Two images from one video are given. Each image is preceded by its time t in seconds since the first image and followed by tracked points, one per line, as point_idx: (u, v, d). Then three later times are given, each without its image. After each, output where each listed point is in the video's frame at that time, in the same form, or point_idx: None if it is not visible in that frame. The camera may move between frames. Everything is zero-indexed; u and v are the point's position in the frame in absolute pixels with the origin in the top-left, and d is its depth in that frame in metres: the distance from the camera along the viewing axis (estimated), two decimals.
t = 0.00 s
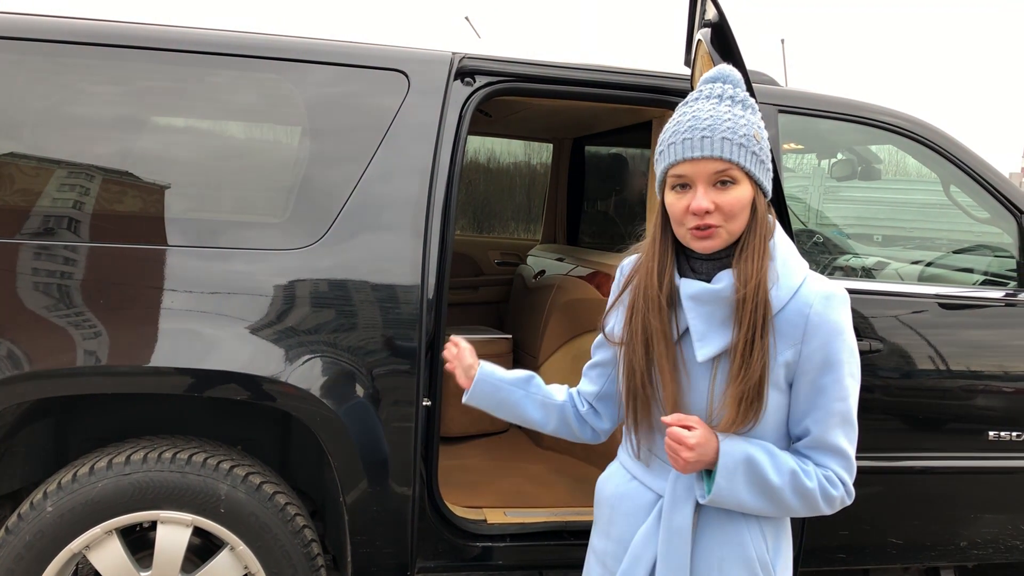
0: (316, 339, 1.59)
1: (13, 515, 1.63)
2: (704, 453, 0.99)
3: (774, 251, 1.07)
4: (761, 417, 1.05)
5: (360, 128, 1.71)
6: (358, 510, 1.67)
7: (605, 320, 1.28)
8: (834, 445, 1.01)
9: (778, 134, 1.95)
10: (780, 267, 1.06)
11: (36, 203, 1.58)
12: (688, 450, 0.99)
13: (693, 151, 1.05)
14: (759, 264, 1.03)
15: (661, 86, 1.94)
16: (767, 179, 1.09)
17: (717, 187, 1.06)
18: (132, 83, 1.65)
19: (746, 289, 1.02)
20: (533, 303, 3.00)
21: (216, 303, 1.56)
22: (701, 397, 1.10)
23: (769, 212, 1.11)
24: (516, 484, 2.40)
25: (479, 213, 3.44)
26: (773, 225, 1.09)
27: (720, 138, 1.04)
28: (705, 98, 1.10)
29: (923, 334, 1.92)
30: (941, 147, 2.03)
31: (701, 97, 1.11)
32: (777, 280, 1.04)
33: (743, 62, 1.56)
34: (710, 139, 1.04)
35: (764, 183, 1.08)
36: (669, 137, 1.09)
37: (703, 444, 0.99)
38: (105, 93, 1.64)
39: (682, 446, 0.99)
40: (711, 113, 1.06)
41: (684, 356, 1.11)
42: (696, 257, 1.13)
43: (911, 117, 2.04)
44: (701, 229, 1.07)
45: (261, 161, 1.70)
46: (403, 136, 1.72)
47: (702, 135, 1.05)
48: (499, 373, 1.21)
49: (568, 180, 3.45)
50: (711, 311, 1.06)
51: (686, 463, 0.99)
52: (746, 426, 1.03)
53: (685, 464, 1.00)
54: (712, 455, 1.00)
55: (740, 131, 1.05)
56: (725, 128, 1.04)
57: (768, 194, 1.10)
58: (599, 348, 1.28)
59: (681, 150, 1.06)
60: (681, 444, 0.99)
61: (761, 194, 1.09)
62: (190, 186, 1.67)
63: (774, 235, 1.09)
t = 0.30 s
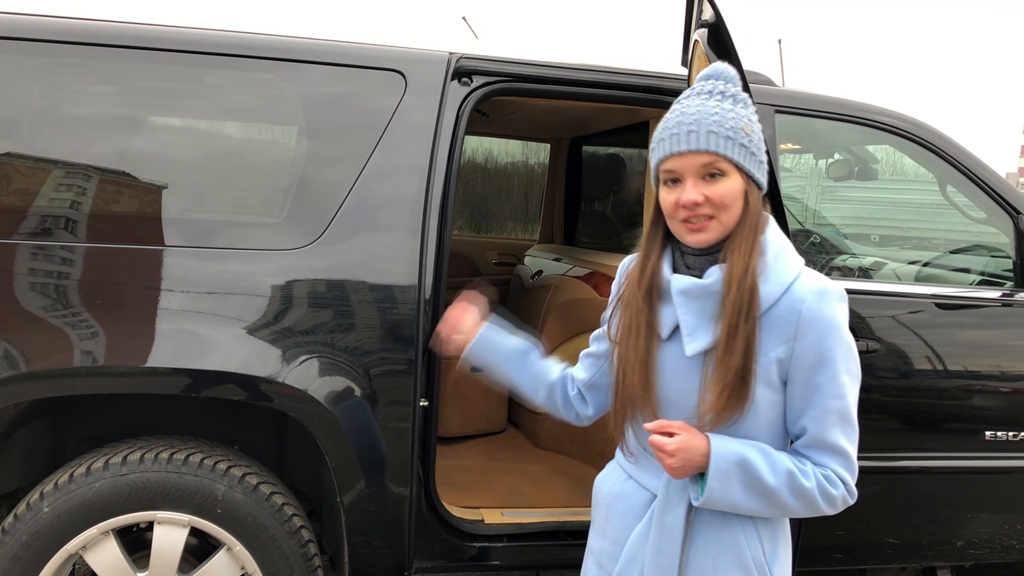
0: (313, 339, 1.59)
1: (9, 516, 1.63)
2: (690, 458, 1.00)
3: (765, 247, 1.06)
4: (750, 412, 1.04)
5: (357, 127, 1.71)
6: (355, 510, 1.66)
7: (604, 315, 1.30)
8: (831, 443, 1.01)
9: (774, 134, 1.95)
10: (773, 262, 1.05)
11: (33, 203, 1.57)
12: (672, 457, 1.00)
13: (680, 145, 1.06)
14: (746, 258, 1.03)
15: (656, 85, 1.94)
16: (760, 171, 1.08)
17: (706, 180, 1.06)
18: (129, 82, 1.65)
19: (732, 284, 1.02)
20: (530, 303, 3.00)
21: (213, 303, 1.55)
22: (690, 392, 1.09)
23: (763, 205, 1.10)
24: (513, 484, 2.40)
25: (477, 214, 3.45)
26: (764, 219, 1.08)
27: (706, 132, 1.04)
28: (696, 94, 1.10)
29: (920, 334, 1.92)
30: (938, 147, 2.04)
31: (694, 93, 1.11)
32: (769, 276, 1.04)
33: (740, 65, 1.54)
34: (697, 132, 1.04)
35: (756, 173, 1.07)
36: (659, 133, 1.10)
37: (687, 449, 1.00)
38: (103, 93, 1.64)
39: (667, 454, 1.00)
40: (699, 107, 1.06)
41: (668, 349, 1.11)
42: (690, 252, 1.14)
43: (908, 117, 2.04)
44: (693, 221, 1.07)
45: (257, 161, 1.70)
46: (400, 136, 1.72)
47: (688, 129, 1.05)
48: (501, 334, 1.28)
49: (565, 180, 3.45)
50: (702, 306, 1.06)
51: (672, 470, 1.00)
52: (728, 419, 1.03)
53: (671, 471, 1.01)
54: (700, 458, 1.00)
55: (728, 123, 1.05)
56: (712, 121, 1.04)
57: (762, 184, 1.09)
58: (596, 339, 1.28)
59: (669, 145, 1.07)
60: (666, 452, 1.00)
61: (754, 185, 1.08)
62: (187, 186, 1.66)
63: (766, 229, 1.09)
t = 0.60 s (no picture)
0: (310, 339, 1.59)
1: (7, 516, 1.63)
2: (678, 459, 1.01)
3: (760, 249, 1.07)
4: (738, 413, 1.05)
5: (354, 127, 1.71)
6: (352, 510, 1.66)
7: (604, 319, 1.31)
8: (822, 446, 1.00)
9: (772, 134, 1.95)
10: (766, 265, 1.05)
11: (30, 204, 1.57)
12: (661, 460, 1.00)
13: (670, 151, 1.06)
14: (737, 260, 1.03)
15: (654, 86, 1.94)
16: (750, 174, 1.09)
17: (697, 184, 1.06)
18: (127, 82, 1.65)
19: (721, 285, 1.03)
20: (528, 303, 3.00)
21: (211, 303, 1.55)
22: (672, 391, 1.09)
23: (755, 209, 1.10)
24: (510, 484, 2.40)
25: (475, 213, 3.45)
26: (757, 222, 1.09)
27: (696, 136, 1.04)
28: (684, 99, 1.10)
29: (917, 334, 1.92)
30: (936, 148, 2.04)
31: (681, 98, 1.11)
32: (762, 278, 1.04)
33: (738, 67, 1.58)
34: (687, 137, 1.04)
35: (746, 177, 1.08)
36: (648, 139, 1.10)
37: (674, 450, 1.01)
38: (100, 93, 1.64)
39: (655, 456, 1.01)
40: (687, 113, 1.07)
41: (655, 351, 1.12)
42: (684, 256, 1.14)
43: (904, 117, 2.05)
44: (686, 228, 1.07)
45: (254, 161, 1.70)
46: (398, 136, 1.72)
47: (678, 135, 1.05)
48: (513, 340, 1.25)
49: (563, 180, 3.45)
50: (695, 307, 1.07)
51: (663, 472, 1.01)
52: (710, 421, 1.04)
53: (661, 473, 1.02)
54: (689, 458, 1.01)
55: (717, 127, 1.05)
56: (701, 126, 1.04)
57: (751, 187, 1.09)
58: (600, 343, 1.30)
59: (660, 152, 1.07)
60: (654, 454, 1.01)
61: (744, 189, 1.09)
62: (185, 186, 1.66)
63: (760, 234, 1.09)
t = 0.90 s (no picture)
0: (309, 339, 1.59)
1: (4, 516, 1.63)
2: (681, 456, 1.00)
3: (763, 249, 1.07)
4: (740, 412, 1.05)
5: (352, 127, 1.71)
6: (350, 510, 1.66)
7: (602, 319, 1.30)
8: (823, 445, 1.01)
9: (770, 134, 1.95)
10: (769, 265, 1.06)
11: (27, 204, 1.57)
12: (664, 457, 1.00)
13: (675, 152, 1.06)
14: (742, 259, 1.03)
15: (653, 86, 1.94)
16: (754, 174, 1.08)
17: (702, 185, 1.06)
18: (125, 82, 1.64)
19: (726, 284, 1.02)
20: (526, 303, 3.00)
21: (209, 304, 1.55)
22: (674, 390, 1.09)
23: (760, 209, 1.10)
24: (508, 484, 2.40)
25: (472, 213, 3.44)
26: (760, 222, 1.09)
27: (701, 137, 1.04)
28: (689, 99, 1.10)
29: (915, 334, 1.92)
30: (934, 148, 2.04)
31: (685, 98, 1.11)
32: (765, 278, 1.04)
33: (735, 65, 1.59)
34: (692, 138, 1.04)
35: (750, 177, 1.08)
36: (653, 139, 1.10)
37: (677, 448, 1.00)
38: (97, 93, 1.63)
39: (658, 454, 1.00)
40: (692, 113, 1.06)
41: (658, 350, 1.12)
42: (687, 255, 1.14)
43: (902, 117, 2.05)
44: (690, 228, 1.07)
45: (252, 161, 1.70)
46: (396, 135, 1.72)
47: (683, 136, 1.05)
48: (490, 356, 1.23)
49: (561, 179, 3.45)
50: (699, 306, 1.07)
51: (666, 470, 1.00)
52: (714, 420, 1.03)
53: (663, 471, 1.01)
54: (690, 456, 1.01)
55: (722, 128, 1.05)
56: (706, 126, 1.04)
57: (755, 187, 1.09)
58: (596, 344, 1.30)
59: (665, 152, 1.07)
60: (657, 452, 1.00)
61: (748, 189, 1.09)
62: (183, 186, 1.66)
63: (763, 233, 1.10)
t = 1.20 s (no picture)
0: (307, 339, 1.58)
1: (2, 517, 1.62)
2: (688, 457, 1.00)
3: (762, 248, 1.07)
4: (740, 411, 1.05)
5: (351, 127, 1.71)
6: (349, 510, 1.66)
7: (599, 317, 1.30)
8: (824, 443, 1.01)
9: (768, 134, 1.95)
10: (768, 264, 1.06)
11: (25, 204, 1.56)
12: (672, 458, 1.00)
13: (683, 142, 1.06)
14: (742, 259, 1.03)
15: (652, 85, 1.94)
16: (758, 173, 1.09)
17: (707, 178, 1.06)
18: (123, 82, 1.64)
19: (727, 283, 1.02)
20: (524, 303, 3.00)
21: (206, 304, 1.55)
22: (675, 390, 1.08)
23: (761, 209, 1.10)
24: (507, 484, 2.40)
25: (470, 213, 3.44)
26: (760, 220, 1.08)
27: (710, 129, 1.04)
28: (699, 94, 1.10)
29: (913, 333, 1.92)
30: (932, 148, 2.04)
31: (695, 93, 1.11)
32: (764, 277, 1.04)
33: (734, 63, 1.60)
34: (700, 130, 1.05)
35: (754, 175, 1.08)
36: (661, 131, 1.10)
37: (685, 449, 1.00)
38: (95, 93, 1.63)
39: (666, 454, 1.00)
40: (702, 106, 1.07)
41: (657, 349, 1.11)
42: (686, 253, 1.13)
43: (901, 117, 2.05)
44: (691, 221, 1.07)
45: (250, 161, 1.70)
46: (394, 135, 1.72)
47: (692, 127, 1.05)
48: (523, 327, 1.24)
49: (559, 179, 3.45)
50: (700, 306, 1.06)
51: (672, 471, 1.00)
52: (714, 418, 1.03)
53: (670, 471, 1.01)
54: (697, 457, 1.00)
55: (730, 123, 1.05)
56: (715, 119, 1.05)
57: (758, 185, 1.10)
58: (592, 343, 1.29)
59: (672, 142, 1.07)
60: (665, 452, 1.00)
61: (752, 187, 1.09)
62: (181, 186, 1.66)
63: (762, 232, 1.09)
